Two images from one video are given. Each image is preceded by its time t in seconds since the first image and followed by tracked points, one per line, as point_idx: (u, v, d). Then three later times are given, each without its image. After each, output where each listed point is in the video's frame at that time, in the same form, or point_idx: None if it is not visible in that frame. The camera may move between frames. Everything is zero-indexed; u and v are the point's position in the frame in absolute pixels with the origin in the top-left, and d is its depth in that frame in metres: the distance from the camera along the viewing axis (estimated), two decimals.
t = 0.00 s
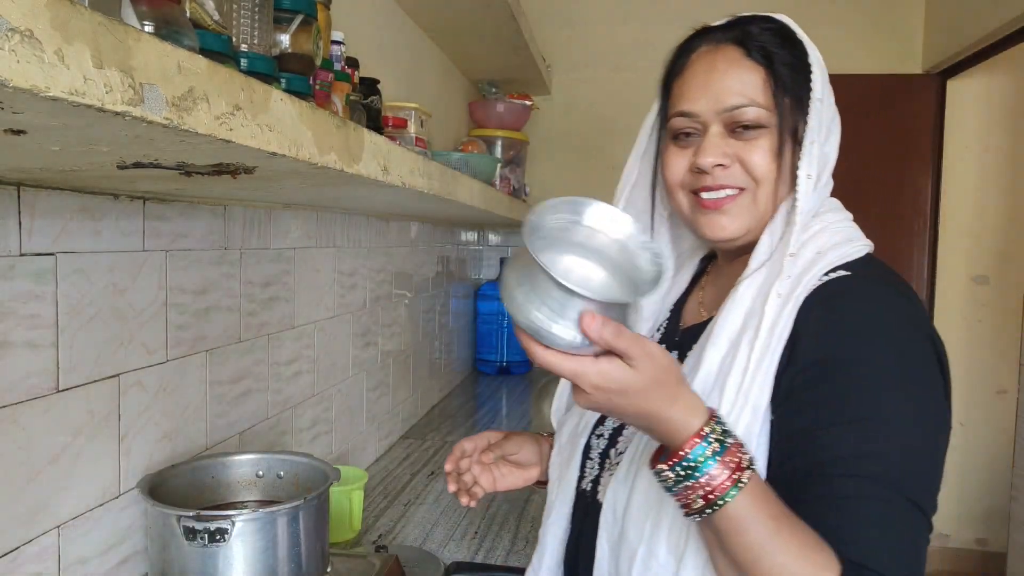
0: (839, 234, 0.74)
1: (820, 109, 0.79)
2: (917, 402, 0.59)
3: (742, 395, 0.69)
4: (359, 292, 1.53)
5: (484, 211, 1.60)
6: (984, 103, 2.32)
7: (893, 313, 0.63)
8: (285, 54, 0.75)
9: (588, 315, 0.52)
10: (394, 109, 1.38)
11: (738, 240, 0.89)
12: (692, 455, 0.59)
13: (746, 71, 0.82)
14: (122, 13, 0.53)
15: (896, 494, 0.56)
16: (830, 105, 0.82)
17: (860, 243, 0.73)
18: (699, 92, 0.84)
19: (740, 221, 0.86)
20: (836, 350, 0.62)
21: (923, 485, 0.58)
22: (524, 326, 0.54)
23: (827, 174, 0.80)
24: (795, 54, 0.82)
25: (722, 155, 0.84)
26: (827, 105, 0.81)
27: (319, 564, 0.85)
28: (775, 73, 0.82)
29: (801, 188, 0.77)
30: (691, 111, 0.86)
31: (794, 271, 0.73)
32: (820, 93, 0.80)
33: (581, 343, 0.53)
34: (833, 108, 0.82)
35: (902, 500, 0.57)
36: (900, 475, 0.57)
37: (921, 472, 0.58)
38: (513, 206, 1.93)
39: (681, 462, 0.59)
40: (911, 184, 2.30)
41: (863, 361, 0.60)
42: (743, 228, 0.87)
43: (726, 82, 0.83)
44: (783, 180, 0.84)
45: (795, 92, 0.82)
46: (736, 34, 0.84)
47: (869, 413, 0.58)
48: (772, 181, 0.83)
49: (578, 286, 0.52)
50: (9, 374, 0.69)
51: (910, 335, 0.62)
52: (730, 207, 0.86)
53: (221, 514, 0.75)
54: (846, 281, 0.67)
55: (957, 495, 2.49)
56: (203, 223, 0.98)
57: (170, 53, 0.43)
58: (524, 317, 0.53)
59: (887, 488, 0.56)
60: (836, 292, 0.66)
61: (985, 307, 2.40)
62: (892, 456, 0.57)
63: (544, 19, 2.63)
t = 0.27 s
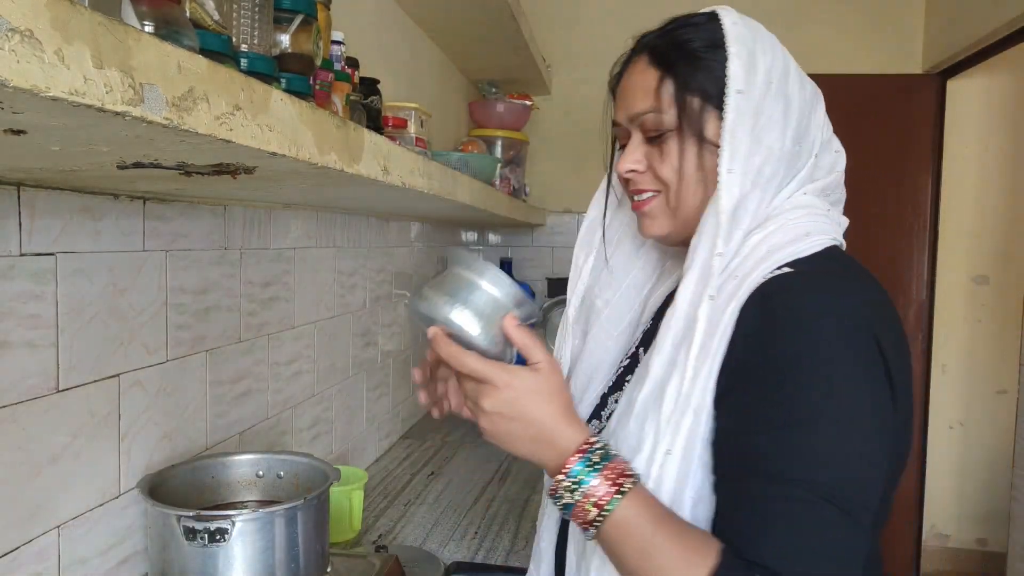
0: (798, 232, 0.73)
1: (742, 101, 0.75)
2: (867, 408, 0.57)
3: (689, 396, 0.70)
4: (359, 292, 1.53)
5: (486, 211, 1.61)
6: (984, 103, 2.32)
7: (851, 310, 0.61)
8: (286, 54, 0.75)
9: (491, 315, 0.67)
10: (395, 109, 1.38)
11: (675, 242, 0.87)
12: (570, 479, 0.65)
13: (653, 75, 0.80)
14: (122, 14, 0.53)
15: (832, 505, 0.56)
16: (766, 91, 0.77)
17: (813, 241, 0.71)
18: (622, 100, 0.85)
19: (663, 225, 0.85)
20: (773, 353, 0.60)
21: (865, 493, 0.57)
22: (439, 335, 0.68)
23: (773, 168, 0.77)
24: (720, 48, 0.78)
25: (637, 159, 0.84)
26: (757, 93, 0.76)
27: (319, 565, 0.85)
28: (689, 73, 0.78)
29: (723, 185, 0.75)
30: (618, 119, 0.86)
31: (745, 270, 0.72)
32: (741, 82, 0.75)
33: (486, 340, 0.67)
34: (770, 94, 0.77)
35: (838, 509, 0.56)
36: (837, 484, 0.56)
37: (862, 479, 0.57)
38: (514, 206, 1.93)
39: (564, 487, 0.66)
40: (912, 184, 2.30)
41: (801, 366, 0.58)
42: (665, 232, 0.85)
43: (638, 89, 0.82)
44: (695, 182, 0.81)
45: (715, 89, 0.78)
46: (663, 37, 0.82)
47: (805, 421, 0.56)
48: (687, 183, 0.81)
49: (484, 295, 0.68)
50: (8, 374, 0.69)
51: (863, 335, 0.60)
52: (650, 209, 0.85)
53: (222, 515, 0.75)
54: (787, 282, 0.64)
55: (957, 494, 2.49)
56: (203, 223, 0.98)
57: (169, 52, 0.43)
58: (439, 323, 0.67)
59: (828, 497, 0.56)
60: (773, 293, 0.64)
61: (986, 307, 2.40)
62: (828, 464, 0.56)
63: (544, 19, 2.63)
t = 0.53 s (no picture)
0: (768, 231, 0.77)
1: (699, 112, 0.80)
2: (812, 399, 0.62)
3: (660, 384, 0.76)
4: (359, 292, 1.53)
5: (485, 211, 1.61)
6: (984, 104, 2.32)
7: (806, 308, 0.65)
8: (286, 54, 0.75)
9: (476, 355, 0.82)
10: (395, 109, 1.38)
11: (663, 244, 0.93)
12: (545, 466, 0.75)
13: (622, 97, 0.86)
14: (123, 15, 0.53)
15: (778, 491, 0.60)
16: (726, 99, 0.80)
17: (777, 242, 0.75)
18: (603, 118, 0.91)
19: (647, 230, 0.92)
20: (725, 347, 0.65)
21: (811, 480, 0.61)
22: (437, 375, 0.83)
23: (742, 176, 0.82)
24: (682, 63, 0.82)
25: (616, 173, 0.91)
26: (715, 101, 0.80)
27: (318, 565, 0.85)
28: (651, 93, 0.83)
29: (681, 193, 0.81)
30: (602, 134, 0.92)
31: (715, 270, 0.76)
32: (698, 94, 0.80)
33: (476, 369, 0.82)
34: (732, 101, 0.80)
35: (785, 494, 0.60)
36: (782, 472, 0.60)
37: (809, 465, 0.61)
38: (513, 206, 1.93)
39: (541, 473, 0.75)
40: (912, 184, 2.30)
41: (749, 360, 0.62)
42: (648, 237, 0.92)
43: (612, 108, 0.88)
44: (661, 193, 0.87)
45: (677, 104, 0.82)
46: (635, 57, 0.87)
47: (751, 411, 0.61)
48: (656, 194, 0.87)
49: (470, 339, 0.83)
50: (8, 374, 0.69)
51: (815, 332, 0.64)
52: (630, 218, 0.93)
53: (222, 515, 0.75)
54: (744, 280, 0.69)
55: (957, 494, 2.49)
56: (203, 222, 0.98)
57: (170, 53, 0.43)
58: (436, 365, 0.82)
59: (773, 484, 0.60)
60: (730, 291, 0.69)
61: (985, 307, 2.40)
62: (771, 451, 0.60)
63: (544, 19, 2.63)
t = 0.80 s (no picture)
0: (747, 229, 0.78)
1: (682, 118, 0.80)
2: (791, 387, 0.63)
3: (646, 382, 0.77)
4: (359, 292, 1.53)
5: (485, 211, 1.61)
6: (984, 104, 2.32)
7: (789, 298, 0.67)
8: (286, 54, 0.75)
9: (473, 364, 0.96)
10: (395, 109, 1.38)
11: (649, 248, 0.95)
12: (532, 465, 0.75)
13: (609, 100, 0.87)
14: (123, 15, 0.53)
15: (760, 477, 0.61)
16: (707, 104, 0.81)
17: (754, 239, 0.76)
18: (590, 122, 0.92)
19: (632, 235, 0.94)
20: (708, 333, 0.67)
21: (790, 466, 0.62)
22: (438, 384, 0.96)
23: (724, 176, 0.83)
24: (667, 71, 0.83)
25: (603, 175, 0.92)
26: (698, 108, 0.81)
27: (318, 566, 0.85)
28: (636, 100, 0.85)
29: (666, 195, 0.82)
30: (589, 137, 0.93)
31: (697, 264, 0.78)
32: (681, 100, 0.81)
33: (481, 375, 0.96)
34: (712, 108, 0.81)
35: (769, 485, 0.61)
36: (761, 456, 0.61)
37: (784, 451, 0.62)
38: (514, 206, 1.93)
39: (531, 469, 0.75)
40: (912, 184, 2.30)
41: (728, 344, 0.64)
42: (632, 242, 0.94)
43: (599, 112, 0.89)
44: (647, 195, 0.88)
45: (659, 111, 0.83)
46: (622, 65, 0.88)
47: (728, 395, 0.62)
48: (640, 199, 0.89)
49: (466, 351, 0.97)
50: (9, 373, 0.69)
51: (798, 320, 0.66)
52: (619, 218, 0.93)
53: (223, 515, 0.75)
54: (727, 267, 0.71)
55: (956, 494, 2.49)
56: (203, 222, 0.98)
57: (170, 53, 0.43)
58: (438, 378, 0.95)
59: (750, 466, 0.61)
60: (712, 279, 0.71)
61: (986, 307, 2.40)
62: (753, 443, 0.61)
63: (544, 18, 2.63)
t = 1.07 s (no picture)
0: (706, 229, 0.78)
1: (632, 134, 0.82)
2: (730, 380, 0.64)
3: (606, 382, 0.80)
4: (359, 292, 1.53)
5: (485, 211, 1.61)
6: (984, 104, 2.32)
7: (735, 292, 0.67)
8: (286, 54, 0.75)
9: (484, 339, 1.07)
10: (395, 109, 1.38)
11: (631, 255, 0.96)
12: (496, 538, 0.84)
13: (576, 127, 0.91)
14: (123, 15, 0.53)
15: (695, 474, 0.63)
16: (655, 112, 0.82)
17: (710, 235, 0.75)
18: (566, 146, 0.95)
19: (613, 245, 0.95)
20: (654, 328, 0.68)
21: (728, 460, 0.64)
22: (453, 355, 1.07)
23: (684, 179, 0.83)
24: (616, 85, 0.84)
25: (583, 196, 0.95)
26: (648, 120, 0.82)
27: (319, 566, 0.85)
28: (593, 122, 0.87)
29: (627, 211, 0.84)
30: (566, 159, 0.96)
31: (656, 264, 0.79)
32: (629, 116, 0.82)
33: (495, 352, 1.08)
34: (664, 117, 0.82)
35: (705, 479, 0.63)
36: (697, 449, 0.63)
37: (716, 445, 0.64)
38: (514, 206, 1.93)
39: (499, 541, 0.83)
40: (912, 183, 2.30)
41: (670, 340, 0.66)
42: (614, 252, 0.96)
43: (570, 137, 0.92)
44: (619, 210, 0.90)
45: (611, 128, 0.85)
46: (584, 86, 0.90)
47: (669, 391, 0.64)
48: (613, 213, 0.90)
49: (478, 327, 1.08)
50: (9, 373, 0.69)
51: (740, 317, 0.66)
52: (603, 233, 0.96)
53: (223, 515, 0.75)
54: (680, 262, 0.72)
55: (957, 495, 2.49)
56: (203, 222, 0.98)
57: (170, 52, 0.43)
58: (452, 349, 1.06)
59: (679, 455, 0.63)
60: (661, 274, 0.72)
61: (986, 307, 2.40)
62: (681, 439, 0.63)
63: (544, 19, 2.63)
